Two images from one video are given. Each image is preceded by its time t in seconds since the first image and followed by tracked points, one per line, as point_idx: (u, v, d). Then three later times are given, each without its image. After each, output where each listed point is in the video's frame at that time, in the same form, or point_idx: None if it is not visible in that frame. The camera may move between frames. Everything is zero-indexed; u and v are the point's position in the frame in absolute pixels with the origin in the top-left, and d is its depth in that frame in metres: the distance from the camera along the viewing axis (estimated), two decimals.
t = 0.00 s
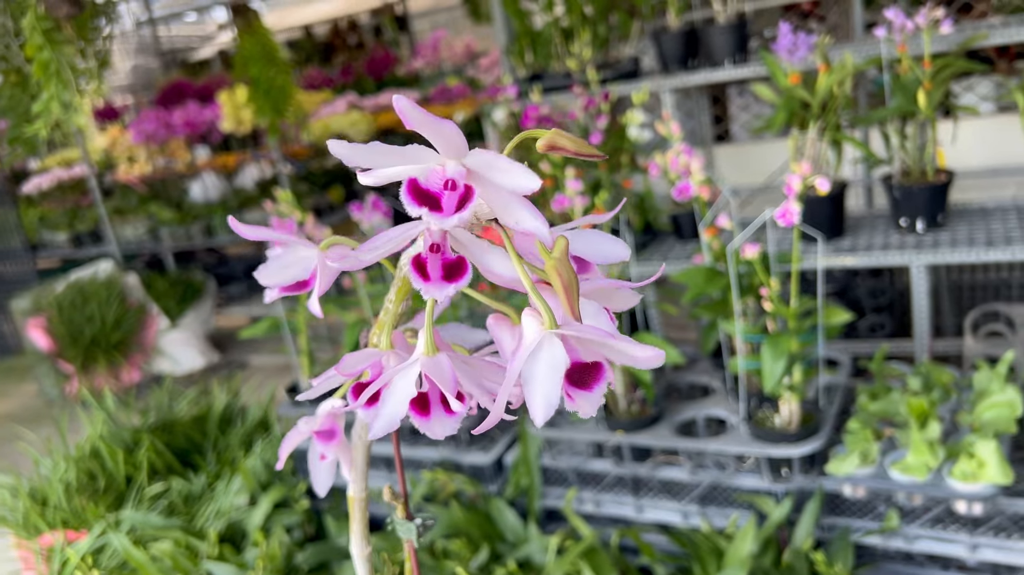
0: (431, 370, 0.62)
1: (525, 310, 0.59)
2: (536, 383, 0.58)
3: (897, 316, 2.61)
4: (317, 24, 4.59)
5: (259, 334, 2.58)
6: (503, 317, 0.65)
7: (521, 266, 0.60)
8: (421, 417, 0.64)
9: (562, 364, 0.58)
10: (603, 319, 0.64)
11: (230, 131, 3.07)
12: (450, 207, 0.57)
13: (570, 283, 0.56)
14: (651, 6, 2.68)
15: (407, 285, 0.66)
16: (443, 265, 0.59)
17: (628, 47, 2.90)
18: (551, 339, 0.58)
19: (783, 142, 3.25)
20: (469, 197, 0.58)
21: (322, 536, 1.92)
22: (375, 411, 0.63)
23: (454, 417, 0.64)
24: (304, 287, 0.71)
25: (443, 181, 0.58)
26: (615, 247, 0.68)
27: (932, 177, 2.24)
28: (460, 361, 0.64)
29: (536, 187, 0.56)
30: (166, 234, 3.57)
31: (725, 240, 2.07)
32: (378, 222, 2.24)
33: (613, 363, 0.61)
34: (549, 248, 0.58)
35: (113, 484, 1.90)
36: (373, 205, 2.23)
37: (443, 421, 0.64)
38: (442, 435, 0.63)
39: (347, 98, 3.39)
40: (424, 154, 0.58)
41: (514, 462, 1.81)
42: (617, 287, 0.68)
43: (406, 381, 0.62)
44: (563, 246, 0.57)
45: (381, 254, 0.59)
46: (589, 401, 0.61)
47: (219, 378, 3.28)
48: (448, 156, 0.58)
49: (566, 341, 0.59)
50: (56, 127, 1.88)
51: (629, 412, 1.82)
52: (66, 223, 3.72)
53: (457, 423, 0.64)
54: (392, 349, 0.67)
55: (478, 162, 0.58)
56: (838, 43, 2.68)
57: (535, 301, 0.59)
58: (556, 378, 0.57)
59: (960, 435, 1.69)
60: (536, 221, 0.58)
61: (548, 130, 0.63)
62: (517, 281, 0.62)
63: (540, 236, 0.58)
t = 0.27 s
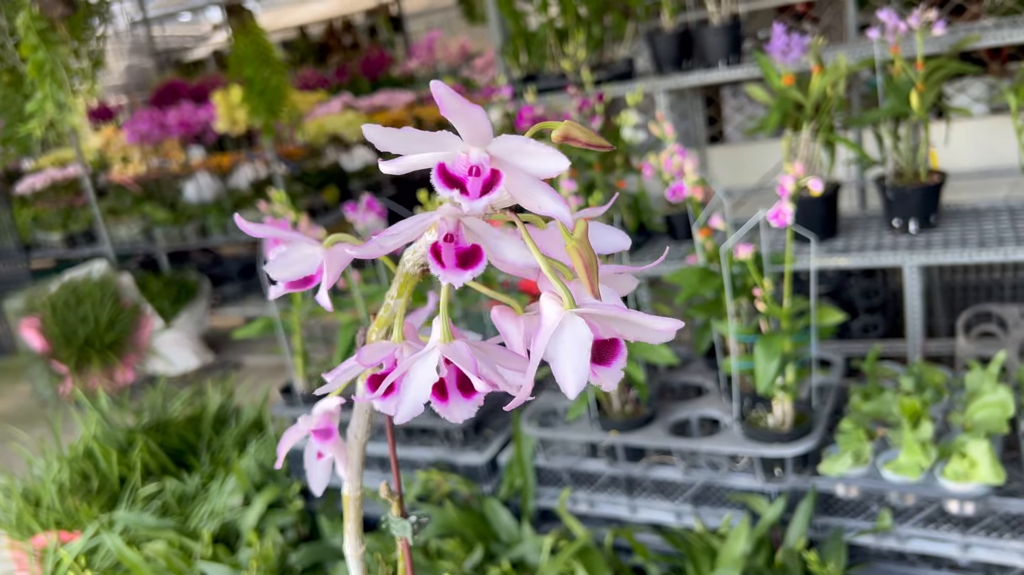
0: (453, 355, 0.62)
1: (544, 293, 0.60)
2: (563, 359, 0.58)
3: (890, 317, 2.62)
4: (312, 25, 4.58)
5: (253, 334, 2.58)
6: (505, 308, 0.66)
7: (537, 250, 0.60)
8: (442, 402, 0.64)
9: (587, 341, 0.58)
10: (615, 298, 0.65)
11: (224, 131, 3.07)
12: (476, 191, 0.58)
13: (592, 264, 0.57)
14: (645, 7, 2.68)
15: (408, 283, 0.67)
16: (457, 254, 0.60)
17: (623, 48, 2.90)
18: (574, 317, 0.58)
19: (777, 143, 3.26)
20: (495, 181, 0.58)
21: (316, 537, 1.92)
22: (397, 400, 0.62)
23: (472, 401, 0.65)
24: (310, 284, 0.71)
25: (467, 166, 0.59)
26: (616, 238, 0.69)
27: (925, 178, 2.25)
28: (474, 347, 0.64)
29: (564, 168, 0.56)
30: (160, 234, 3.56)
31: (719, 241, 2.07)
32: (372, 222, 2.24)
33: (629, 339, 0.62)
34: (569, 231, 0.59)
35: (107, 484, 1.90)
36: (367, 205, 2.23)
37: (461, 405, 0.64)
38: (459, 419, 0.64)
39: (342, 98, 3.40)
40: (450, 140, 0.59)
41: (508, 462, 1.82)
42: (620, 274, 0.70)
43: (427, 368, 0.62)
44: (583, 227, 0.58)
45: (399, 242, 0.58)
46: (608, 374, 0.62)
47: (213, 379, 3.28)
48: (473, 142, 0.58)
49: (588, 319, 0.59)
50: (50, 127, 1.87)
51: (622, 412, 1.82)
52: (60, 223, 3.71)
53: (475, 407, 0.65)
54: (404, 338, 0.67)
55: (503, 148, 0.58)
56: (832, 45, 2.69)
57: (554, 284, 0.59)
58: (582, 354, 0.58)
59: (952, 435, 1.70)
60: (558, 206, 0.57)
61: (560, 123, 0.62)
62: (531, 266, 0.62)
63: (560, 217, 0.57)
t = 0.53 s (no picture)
0: (424, 356, 0.62)
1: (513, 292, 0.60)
2: (527, 359, 0.58)
3: (885, 317, 2.62)
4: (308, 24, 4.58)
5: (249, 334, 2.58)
6: (486, 309, 0.65)
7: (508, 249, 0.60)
8: (413, 403, 0.64)
9: (552, 340, 0.58)
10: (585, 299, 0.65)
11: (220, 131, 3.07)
12: (442, 188, 0.58)
13: (559, 262, 0.57)
14: (641, 8, 2.69)
15: (389, 284, 0.67)
16: (430, 253, 0.60)
17: (618, 48, 2.91)
18: (539, 317, 0.59)
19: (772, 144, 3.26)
20: (461, 179, 0.58)
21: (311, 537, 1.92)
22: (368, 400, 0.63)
23: (444, 403, 0.64)
24: (287, 288, 0.71)
25: (434, 165, 0.59)
26: (592, 238, 0.69)
27: (919, 179, 2.25)
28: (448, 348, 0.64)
29: (528, 164, 0.56)
30: (155, 234, 3.55)
31: (714, 241, 2.07)
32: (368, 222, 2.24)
33: (598, 340, 0.62)
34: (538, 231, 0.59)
35: (101, 484, 1.90)
36: (362, 205, 2.23)
37: (433, 407, 0.64)
38: (431, 420, 0.64)
39: (338, 98, 3.40)
40: (414, 138, 0.59)
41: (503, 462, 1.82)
42: (599, 275, 0.70)
43: (398, 369, 0.62)
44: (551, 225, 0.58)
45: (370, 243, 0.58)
46: (576, 375, 0.62)
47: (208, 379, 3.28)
48: (439, 140, 0.58)
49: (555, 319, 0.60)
50: (45, 125, 1.87)
51: (618, 412, 1.83)
52: (54, 223, 3.70)
53: (447, 408, 0.64)
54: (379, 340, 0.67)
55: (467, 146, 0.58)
56: (827, 45, 2.70)
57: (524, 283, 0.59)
58: (547, 353, 0.58)
59: (946, 435, 1.70)
60: (524, 203, 0.58)
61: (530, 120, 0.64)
62: (504, 266, 0.62)
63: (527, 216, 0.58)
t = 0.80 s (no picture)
0: (430, 357, 0.62)
1: (520, 295, 0.60)
2: (539, 360, 0.58)
3: (879, 317, 2.63)
4: (303, 24, 4.59)
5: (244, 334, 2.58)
6: (487, 311, 0.65)
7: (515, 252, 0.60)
8: (418, 404, 0.64)
9: (563, 341, 0.58)
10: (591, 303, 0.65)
11: (215, 130, 3.06)
12: (453, 194, 0.58)
13: (570, 265, 0.58)
14: (637, 9, 2.69)
15: (388, 288, 0.68)
16: (435, 256, 0.60)
17: (614, 48, 2.91)
18: (550, 319, 0.59)
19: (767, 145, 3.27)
20: (472, 184, 0.59)
21: (307, 537, 1.91)
22: (374, 401, 0.63)
23: (448, 404, 0.65)
24: (288, 290, 0.71)
25: (444, 170, 0.59)
26: (594, 241, 0.70)
27: (914, 180, 2.26)
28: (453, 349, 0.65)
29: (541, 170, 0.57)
30: (151, 234, 3.55)
31: (709, 241, 2.08)
32: (364, 221, 2.24)
33: (605, 342, 0.62)
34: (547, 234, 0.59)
35: (96, 484, 1.89)
36: (358, 205, 2.23)
37: (437, 408, 0.64)
38: (435, 422, 0.64)
39: (334, 98, 3.40)
40: (425, 142, 0.59)
41: (499, 462, 1.82)
42: (600, 277, 0.70)
43: (404, 370, 0.63)
44: (561, 230, 0.59)
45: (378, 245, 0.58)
46: (583, 378, 0.62)
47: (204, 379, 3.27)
48: (449, 146, 0.58)
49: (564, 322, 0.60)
50: (41, 125, 1.87)
51: (613, 412, 1.82)
52: (49, 222, 3.69)
53: (451, 410, 0.64)
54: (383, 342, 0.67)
55: (480, 151, 0.58)
56: (821, 47, 2.71)
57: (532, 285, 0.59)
58: (559, 354, 0.58)
59: (940, 435, 1.71)
60: (535, 207, 0.58)
61: (537, 124, 0.63)
62: (508, 269, 0.62)
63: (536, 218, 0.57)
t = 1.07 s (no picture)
0: (451, 353, 0.62)
1: (542, 290, 0.60)
2: (565, 355, 0.59)
3: (874, 318, 2.63)
4: (299, 25, 4.59)
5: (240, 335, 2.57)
6: (495, 308, 0.66)
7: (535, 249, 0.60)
8: (439, 399, 0.64)
9: (588, 335, 0.59)
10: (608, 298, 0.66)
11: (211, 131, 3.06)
12: (480, 189, 0.58)
13: (594, 263, 0.57)
14: (633, 10, 2.70)
15: (395, 284, 0.67)
16: (453, 253, 0.60)
17: (610, 50, 2.92)
18: (574, 314, 0.59)
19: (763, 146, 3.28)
20: (500, 181, 0.58)
21: (302, 538, 1.91)
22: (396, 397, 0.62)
23: (468, 399, 0.65)
24: (298, 288, 0.70)
25: (470, 166, 0.59)
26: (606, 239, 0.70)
27: (909, 181, 2.27)
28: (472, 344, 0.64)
29: (573, 167, 0.57)
30: (146, 234, 3.54)
31: (705, 243, 2.08)
32: (360, 222, 2.24)
33: (624, 334, 0.63)
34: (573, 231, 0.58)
35: (92, 485, 1.89)
36: (354, 205, 2.23)
37: (456, 403, 0.65)
38: (455, 416, 0.65)
39: (330, 99, 3.40)
40: (455, 139, 0.59)
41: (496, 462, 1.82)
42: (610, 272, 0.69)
43: (425, 366, 0.62)
44: (586, 225, 0.58)
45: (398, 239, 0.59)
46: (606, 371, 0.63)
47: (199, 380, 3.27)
48: (477, 141, 0.58)
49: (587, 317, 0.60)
50: (37, 124, 1.87)
51: (609, 413, 1.82)
52: (44, 222, 3.68)
53: (471, 404, 0.65)
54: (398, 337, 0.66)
55: (508, 148, 0.58)
56: (817, 48, 2.72)
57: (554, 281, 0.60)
58: (585, 348, 0.59)
59: (935, 436, 1.71)
60: (560, 203, 0.58)
61: (559, 123, 0.62)
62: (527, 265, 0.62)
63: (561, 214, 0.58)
